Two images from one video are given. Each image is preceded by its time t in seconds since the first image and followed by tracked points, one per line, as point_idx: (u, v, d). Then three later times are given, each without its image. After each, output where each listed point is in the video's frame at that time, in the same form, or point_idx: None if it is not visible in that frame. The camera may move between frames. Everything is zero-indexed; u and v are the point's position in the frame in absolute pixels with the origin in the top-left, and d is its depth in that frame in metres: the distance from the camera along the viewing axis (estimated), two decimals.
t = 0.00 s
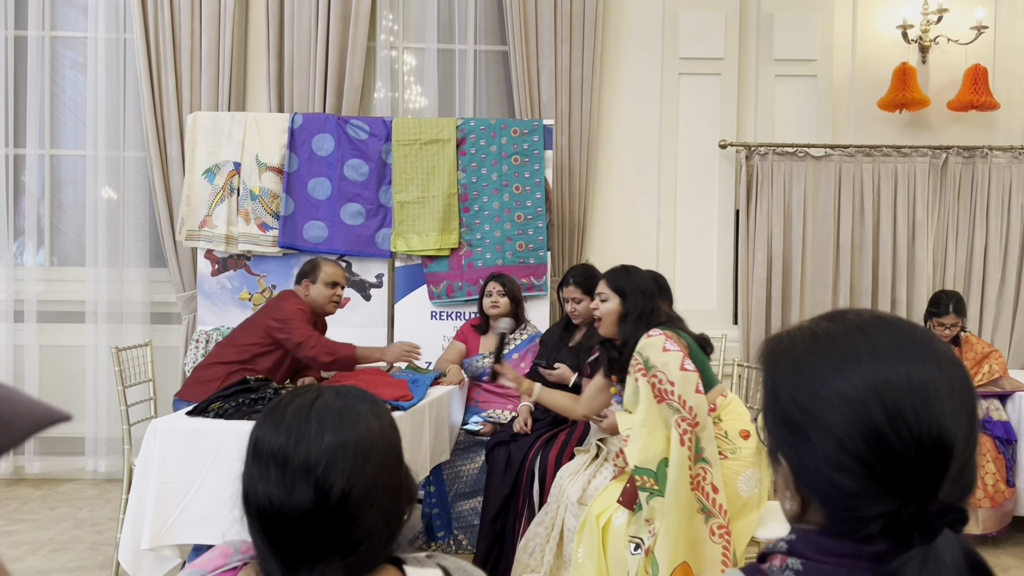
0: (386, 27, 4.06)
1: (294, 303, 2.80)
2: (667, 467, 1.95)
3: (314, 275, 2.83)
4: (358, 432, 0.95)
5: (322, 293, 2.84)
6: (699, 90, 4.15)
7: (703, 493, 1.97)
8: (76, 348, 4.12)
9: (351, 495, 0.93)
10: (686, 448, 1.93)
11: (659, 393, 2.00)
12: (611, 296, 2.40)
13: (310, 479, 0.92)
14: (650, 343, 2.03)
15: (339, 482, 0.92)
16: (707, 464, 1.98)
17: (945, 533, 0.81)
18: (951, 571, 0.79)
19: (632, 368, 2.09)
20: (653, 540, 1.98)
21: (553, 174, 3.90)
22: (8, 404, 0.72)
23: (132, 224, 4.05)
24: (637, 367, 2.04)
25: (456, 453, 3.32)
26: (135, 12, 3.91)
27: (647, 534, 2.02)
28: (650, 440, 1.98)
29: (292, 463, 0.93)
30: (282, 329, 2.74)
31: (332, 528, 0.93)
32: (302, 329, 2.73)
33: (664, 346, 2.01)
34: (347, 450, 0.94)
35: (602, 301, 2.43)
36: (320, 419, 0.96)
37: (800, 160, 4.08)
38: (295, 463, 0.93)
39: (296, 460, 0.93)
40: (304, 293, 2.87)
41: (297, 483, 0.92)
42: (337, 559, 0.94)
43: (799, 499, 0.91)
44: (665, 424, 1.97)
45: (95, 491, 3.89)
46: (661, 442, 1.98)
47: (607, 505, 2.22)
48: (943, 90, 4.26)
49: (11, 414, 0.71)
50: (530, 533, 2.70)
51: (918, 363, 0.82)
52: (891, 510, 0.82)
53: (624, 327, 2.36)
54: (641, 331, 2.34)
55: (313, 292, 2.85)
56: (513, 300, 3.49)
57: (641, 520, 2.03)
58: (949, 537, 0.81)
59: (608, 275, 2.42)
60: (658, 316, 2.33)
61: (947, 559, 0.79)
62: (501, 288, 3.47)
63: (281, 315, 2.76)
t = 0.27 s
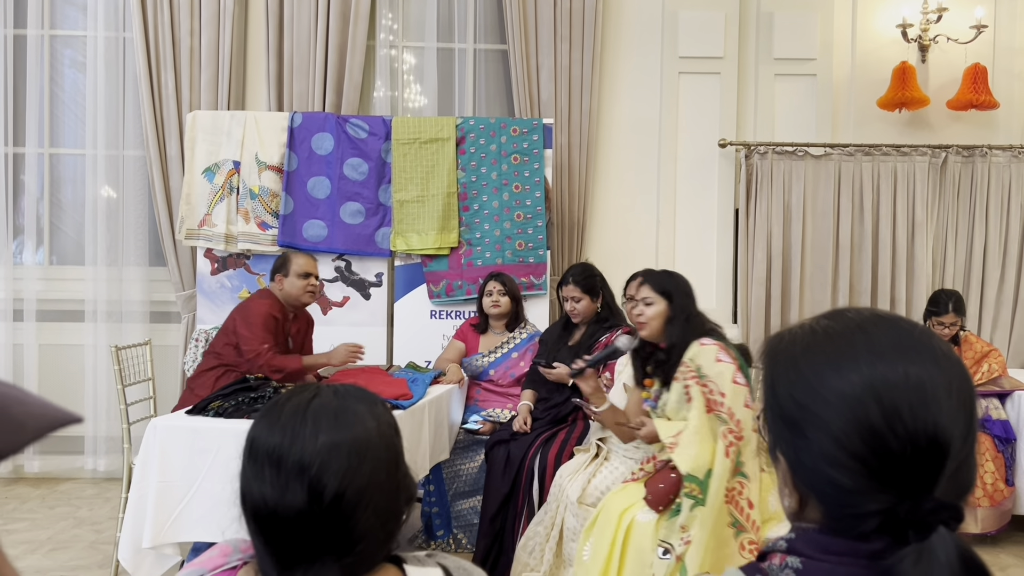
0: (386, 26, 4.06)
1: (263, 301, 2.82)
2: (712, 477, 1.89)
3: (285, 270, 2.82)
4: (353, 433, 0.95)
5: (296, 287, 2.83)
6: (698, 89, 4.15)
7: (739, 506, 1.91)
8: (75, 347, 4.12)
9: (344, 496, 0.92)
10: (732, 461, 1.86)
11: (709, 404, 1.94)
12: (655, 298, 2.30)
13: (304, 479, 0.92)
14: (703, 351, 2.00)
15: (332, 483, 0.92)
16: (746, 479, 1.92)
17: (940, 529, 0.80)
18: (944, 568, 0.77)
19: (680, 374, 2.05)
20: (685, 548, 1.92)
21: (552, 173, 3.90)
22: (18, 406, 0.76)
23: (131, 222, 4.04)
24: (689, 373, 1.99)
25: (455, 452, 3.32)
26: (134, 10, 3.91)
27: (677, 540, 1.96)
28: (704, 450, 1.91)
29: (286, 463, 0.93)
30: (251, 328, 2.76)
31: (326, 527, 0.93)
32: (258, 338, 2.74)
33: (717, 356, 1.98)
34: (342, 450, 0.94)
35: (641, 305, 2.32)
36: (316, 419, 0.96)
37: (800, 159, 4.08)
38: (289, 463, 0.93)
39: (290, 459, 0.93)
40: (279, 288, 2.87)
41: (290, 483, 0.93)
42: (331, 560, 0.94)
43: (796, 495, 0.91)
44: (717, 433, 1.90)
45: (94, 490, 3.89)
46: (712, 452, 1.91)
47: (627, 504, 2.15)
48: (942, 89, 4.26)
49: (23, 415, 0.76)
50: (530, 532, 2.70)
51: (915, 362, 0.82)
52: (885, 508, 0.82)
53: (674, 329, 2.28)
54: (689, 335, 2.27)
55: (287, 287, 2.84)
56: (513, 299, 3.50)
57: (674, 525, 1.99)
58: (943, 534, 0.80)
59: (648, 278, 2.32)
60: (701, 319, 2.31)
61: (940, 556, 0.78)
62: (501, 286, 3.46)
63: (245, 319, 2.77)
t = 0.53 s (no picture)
0: (386, 25, 4.06)
1: (232, 305, 3.04)
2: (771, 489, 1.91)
3: (256, 269, 3.06)
4: (348, 433, 0.95)
5: (268, 284, 3.07)
6: (698, 88, 4.14)
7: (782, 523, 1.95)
8: (74, 345, 4.11)
9: (337, 496, 0.92)
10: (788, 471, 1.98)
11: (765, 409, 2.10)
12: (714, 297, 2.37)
13: (297, 477, 0.93)
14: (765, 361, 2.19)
15: (324, 483, 0.92)
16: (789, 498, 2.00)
17: (934, 526, 0.81)
18: (937, 567, 0.78)
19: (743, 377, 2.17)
20: (736, 553, 1.85)
21: (552, 171, 3.90)
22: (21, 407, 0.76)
23: (131, 221, 4.04)
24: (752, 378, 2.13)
25: (455, 450, 3.32)
26: (133, 8, 3.90)
27: (724, 544, 1.89)
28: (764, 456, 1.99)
29: (279, 461, 0.94)
30: (218, 333, 2.95)
31: (319, 526, 0.93)
32: (222, 343, 2.93)
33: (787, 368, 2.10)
34: (336, 449, 0.94)
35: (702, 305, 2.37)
36: (311, 417, 0.96)
37: (800, 158, 4.08)
38: (282, 460, 0.93)
39: (283, 457, 0.93)
40: (251, 288, 3.10)
41: (282, 482, 0.93)
42: (323, 560, 0.94)
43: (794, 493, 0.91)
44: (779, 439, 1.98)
45: (94, 488, 3.89)
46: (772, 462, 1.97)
47: (648, 498, 2.35)
48: (942, 87, 4.26)
49: (25, 416, 0.75)
50: (530, 530, 2.75)
51: (911, 360, 0.82)
52: (881, 505, 0.82)
53: (742, 324, 2.33)
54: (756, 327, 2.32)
55: (260, 285, 3.08)
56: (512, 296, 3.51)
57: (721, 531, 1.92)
58: (938, 531, 0.80)
59: (705, 282, 2.40)
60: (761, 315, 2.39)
61: (934, 554, 0.79)
62: (500, 283, 3.47)
63: (213, 324, 2.98)
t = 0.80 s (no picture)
0: (386, 24, 4.06)
1: (217, 306, 3.04)
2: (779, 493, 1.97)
3: (238, 267, 3.08)
4: (349, 432, 0.95)
5: (250, 281, 3.08)
6: (698, 86, 4.14)
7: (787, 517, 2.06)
8: (74, 344, 4.11)
9: (335, 495, 0.92)
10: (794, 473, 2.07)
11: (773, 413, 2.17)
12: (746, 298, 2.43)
13: (297, 475, 0.93)
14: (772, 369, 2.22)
15: (323, 482, 0.92)
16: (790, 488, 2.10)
17: (932, 525, 0.80)
18: (935, 565, 0.77)
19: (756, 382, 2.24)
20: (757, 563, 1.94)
21: (552, 170, 3.90)
22: (29, 403, 0.68)
23: (131, 219, 4.04)
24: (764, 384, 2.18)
25: (455, 449, 3.32)
26: (133, 6, 3.90)
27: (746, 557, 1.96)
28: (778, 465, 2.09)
29: (279, 458, 0.94)
30: (207, 335, 2.94)
31: (319, 524, 0.93)
32: (211, 345, 2.93)
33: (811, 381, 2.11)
34: (336, 447, 0.94)
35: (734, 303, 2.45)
36: (312, 415, 0.96)
37: (800, 156, 4.08)
38: (282, 458, 0.94)
39: (284, 455, 0.94)
40: (234, 287, 3.11)
41: (281, 480, 0.93)
42: (320, 559, 0.94)
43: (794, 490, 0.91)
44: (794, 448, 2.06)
45: (94, 487, 3.89)
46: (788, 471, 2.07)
47: (648, 493, 2.40)
48: (943, 86, 4.26)
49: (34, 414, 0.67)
50: (531, 529, 2.77)
51: (909, 356, 0.82)
52: (879, 502, 0.82)
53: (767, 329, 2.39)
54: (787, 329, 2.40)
55: (242, 283, 3.09)
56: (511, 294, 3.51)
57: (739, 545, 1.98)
58: (935, 530, 0.79)
59: (742, 281, 2.46)
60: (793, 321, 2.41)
61: (931, 551, 0.78)
62: (500, 281, 3.48)
63: (200, 326, 2.98)
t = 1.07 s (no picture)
0: (386, 22, 4.06)
1: (216, 305, 3.03)
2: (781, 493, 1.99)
3: (234, 266, 3.09)
4: (352, 430, 0.95)
5: (247, 279, 3.08)
6: (698, 84, 4.14)
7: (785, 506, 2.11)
8: (74, 342, 4.11)
9: (337, 492, 0.93)
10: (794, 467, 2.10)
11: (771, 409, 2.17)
12: (752, 297, 2.43)
13: (299, 472, 0.93)
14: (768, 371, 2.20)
15: (326, 479, 0.92)
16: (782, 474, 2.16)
17: (932, 522, 0.80)
18: (935, 562, 0.78)
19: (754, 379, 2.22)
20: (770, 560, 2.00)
21: (553, 168, 3.90)
22: (28, 398, 0.69)
23: (131, 218, 4.04)
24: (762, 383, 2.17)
25: (456, 448, 3.32)
26: (133, 5, 3.90)
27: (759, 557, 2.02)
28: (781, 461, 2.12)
29: (282, 455, 0.94)
30: (208, 334, 2.95)
31: (320, 522, 0.93)
32: (213, 345, 2.93)
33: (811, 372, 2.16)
34: (338, 445, 0.94)
35: (740, 300, 2.45)
36: (315, 413, 0.96)
37: (800, 154, 4.08)
38: (285, 454, 0.94)
39: (286, 452, 0.94)
40: (232, 286, 3.12)
41: (284, 476, 0.93)
42: (320, 556, 0.94)
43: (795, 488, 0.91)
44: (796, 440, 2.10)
45: (95, 485, 3.89)
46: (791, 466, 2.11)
47: (647, 490, 2.42)
48: (943, 84, 4.25)
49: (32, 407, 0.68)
50: (533, 528, 2.80)
51: (911, 353, 0.82)
52: (880, 498, 0.82)
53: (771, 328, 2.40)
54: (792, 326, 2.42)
55: (240, 282, 3.09)
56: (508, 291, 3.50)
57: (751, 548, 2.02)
58: (935, 527, 0.80)
59: (749, 278, 2.46)
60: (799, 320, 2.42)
61: (931, 548, 0.79)
62: (496, 280, 3.47)
63: (200, 326, 2.98)
